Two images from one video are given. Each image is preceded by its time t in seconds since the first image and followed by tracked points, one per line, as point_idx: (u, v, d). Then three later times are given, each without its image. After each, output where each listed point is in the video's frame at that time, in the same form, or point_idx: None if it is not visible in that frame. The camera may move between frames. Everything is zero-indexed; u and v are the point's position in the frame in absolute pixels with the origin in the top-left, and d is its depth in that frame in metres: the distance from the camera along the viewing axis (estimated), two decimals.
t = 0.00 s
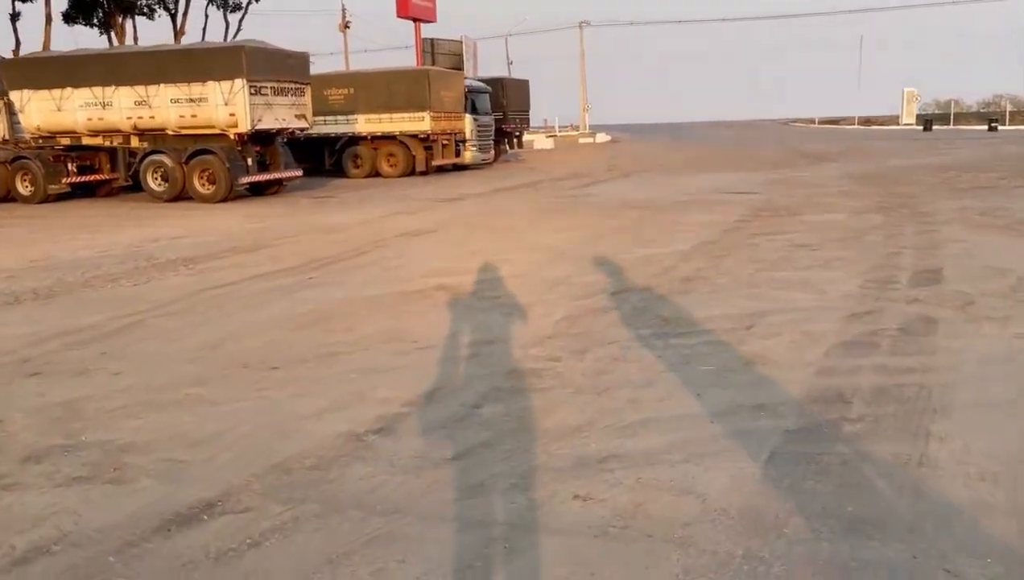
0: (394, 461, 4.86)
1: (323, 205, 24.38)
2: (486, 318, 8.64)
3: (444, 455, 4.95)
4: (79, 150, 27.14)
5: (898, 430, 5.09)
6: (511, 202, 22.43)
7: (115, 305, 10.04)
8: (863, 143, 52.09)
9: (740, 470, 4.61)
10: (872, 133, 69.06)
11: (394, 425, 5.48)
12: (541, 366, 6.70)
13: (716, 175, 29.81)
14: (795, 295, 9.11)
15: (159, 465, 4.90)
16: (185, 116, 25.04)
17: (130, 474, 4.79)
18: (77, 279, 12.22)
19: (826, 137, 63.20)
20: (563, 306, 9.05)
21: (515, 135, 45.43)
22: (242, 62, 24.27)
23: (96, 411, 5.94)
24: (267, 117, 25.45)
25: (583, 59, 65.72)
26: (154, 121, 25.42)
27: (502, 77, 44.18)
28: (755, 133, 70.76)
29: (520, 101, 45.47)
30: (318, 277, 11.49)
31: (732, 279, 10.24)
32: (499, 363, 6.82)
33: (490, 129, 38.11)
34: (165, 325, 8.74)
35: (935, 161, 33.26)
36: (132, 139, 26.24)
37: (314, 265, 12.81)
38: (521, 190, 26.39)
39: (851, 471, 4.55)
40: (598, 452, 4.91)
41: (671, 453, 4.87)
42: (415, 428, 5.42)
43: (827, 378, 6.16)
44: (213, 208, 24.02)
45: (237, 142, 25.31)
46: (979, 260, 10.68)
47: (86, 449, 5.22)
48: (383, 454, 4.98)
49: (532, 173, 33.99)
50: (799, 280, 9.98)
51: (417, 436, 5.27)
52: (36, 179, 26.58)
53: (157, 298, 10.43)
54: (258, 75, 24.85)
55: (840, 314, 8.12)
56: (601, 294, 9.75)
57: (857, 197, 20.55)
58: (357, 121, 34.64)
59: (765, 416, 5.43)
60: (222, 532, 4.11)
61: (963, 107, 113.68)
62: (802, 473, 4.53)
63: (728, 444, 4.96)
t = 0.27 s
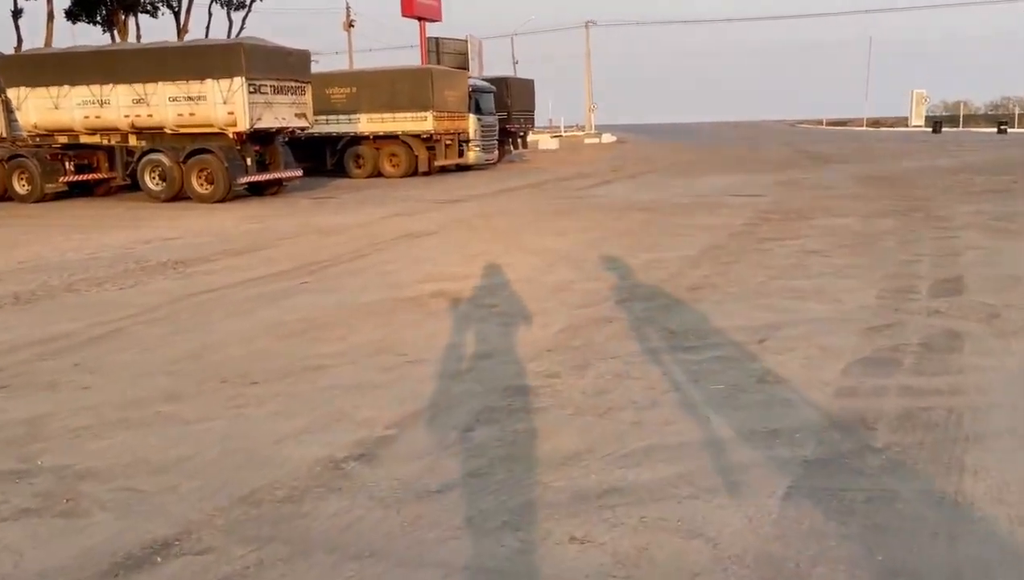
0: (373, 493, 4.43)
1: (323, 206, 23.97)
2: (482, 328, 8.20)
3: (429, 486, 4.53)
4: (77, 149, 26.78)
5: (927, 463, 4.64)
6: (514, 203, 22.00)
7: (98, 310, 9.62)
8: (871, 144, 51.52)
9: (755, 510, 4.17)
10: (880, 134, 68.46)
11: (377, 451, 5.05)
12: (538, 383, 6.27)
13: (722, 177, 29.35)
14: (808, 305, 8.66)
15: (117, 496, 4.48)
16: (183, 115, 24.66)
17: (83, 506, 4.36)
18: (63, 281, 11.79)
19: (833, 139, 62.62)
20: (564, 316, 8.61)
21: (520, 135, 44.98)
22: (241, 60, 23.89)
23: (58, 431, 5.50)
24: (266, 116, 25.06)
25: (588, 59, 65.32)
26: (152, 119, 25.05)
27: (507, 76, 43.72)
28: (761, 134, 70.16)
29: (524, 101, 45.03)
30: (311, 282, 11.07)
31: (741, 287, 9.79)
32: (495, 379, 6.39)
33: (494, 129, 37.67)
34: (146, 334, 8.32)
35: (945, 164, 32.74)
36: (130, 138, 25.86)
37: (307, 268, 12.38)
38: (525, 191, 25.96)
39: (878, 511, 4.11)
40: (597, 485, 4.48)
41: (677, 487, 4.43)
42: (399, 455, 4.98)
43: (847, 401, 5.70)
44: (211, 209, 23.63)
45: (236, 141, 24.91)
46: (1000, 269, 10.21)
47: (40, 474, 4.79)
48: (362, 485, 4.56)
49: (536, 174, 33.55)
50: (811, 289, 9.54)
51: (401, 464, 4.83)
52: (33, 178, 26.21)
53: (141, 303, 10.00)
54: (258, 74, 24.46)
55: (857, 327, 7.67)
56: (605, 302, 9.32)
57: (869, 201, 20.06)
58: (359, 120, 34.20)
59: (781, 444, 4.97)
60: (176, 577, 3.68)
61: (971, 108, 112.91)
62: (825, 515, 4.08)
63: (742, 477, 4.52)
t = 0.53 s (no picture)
0: (351, 537, 3.98)
1: (322, 206, 23.53)
2: (480, 340, 7.74)
3: (413, 529, 4.07)
4: (74, 146, 26.41)
5: (968, 505, 4.17)
6: (517, 205, 21.52)
7: (78, 317, 9.19)
8: (881, 147, 50.88)
9: (779, 562, 3.70)
10: (889, 137, 67.79)
11: (359, 484, 4.59)
12: (538, 404, 5.80)
13: (730, 179, 28.85)
14: (825, 318, 8.17)
15: (66, 538, 4.04)
16: (181, 113, 24.25)
17: (27, 550, 3.92)
18: (47, 285, 11.37)
19: (841, 141, 61.96)
20: (567, 327, 8.14)
21: (525, 135, 44.49)
22: (240, 57, 23.47)
23: (14, 458, 5.06)
24: (266, 114, 24.62)
25: (595, 58, 64.79)
26: (150, 117, 24.65)
27: (512, 75, 43.23)
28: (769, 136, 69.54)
29: (530, 101, 44.54)
30: (303, 288, 10.62)
31: (754, 298, 9.31)
32: (491, 399, 5.93)
33: (499, 129, 37.18)
34: (124, 345, 7.88)
35: (958, 167, 32.15)
36: (128, 136, 25.47)
37: (301, 273, 11.94)
38: (529, 192, 25.49)
39: (917, 564, 3.65)
40: (601, 529, 4.02)
41: (691, 533, 3.97)
42: (383, 490, 4.52)
43: (876, 429, 5.22)
44: (208, 208, 23.21)
45: (235, 139, 24.49)
46: None
47: None
48: (340, 527, 4.10)
49: (541, 175, 33.06)
50: (828, 300, 9.06)
51: (385, 501, 4.37)
52: (29, 176, 25.85)
53: (125, 310, 9.57)
54: (258, 71, 24.03)
55: (881, 343, 7.18)
56: (610, 312, 8.85)
57: (881, 205, 19.53)
58: (362, 119, 33.74)
59: (805, 480, 4.50)
60: None
61: (980, 110, 112.06)
62: (859, 571, 3.61)
63: (763, 521, 4.05)
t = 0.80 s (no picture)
0: None
1: (323, 207, 23.14)
2: (480, 351, 7.30)
3: (397, 574, 3.63)
4: (74, 145, 26.07)
5: (1019, 551, 3.72)
6: (522, 207, 21.09)
7: (58, 324, 8.78)
8: (891, 149, 50.29)
9: None
10: (898, 140, 67.15)
11: (339, 518, 4.16)
12: (539, 426, 5.37)
13: (739, 181, 28.38)
14: (846, 330, 7.71)
15: None
16: (181, 111, 23.89)
17: None
18: (32, 289, 10.98)
19: (850, 143, 61.34)
20: (571, 338, 7.70)
21: (531, 136, 44.05)
22: (241, 55, 23.08)
23: None
24: (267, 113, 24.23)
25: (601, 60, 64.36)
26: (149, 116, 24.28)
27: (518, 76, 42.78)
28: (776, 138, 68.97)
29: (536, 101, 44.09)
30: (296, 294, 10.19)
31: (768, 307, 8.85)
32: (490, 420, 5.50)
33: (505, 129, 36.74)
34: (102, 355, 7.47)
35: (971, 170, 31.60)
36: (127, 135, 25.12)
37: (296, 277, 11.52)
38: (534, 194, 25.05)
39: None
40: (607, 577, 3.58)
41: None
42: (366, 524, 4.09)
43: (909, 458, 4.77)
44: (208, 209, 22.83)
45: (235, 139, 24.11)
46: None
47: None
48: (316, 571, 3.67)
49: (547, 176, 32.61)
50: (847, 310, 8.59)
51: (367, 540, 3.94)
52: (27, 175, 25.51)
53: (108, 316, 9.15)
54: (258, 69, 23.64)
55: (907, 358, 6.72)
56: (617, 321, 8.41)
57: (895, 209, 19.04)
58: (366, 119, 33.33)
59: (834, 518, 4.06)
60: None
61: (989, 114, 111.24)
62: None
63: (790, 569, 3.61)
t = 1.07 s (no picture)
0: None
1: (328, 210, 22.78)
2: (480, 368, 6.89)
3: None
4: (78, 146, 25.81)
5: None
6: (529, 212, 20.68)
7: (42, 333, 8.39)
8: (903, 155, 49.70)
9: None
10: (910, 145, 66.49)
11: (319, 566, 3.76)
12: (542, 456, 4.95)
13: (750, 187, 27.92)
14: (869, 349, 7.27)
15: None
16: (185, 112, 23.59)
17: None
18: (20, 294, 10.61)
19: (862, 148, 60.73)
20: (577, 355, 7.29)
21: (539, 139, 43.64)
22: (246, 56, 22.78)
23: None
24: (272, 115, 23.91)
25: (611, 63, 63.94)
26: (153, 117, 23.99)
27: (527, 79, 42.38)
28: (787, 143, 68.40)
29: (545, 104, 43.69)
30: (292, 302, 9.80)
31: (785, 322, 8.41)
32: (488, 449, 5.09)
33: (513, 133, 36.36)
34: (83, 366, 7.08)
35: (987, 177, 31.06)
36: (131, 135, 24.83)
37: (294, 284, 11.13)
38: (542, 198, 24.65)
39: None
40: None
41: None
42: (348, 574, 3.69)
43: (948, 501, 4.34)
44: (211, 211, 22.52)
45: (240, 140, 23.79)
46: None
47: None
48: None
49: (556, 180, 32.21)
50: (869, 326, 8.16)
51: None
52: (30, 175, 25.24)
53: (95, 325, 8.77)
54: (264, 70, 23.32)
55: (937, 382, 6.28)
56: (627, 336, 7.99)
57: (911, 217, 18.55)
58: (373, 121, 33.00)
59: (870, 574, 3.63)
60: None
61: (1002, 120, 110.34)
62: None
63: None
